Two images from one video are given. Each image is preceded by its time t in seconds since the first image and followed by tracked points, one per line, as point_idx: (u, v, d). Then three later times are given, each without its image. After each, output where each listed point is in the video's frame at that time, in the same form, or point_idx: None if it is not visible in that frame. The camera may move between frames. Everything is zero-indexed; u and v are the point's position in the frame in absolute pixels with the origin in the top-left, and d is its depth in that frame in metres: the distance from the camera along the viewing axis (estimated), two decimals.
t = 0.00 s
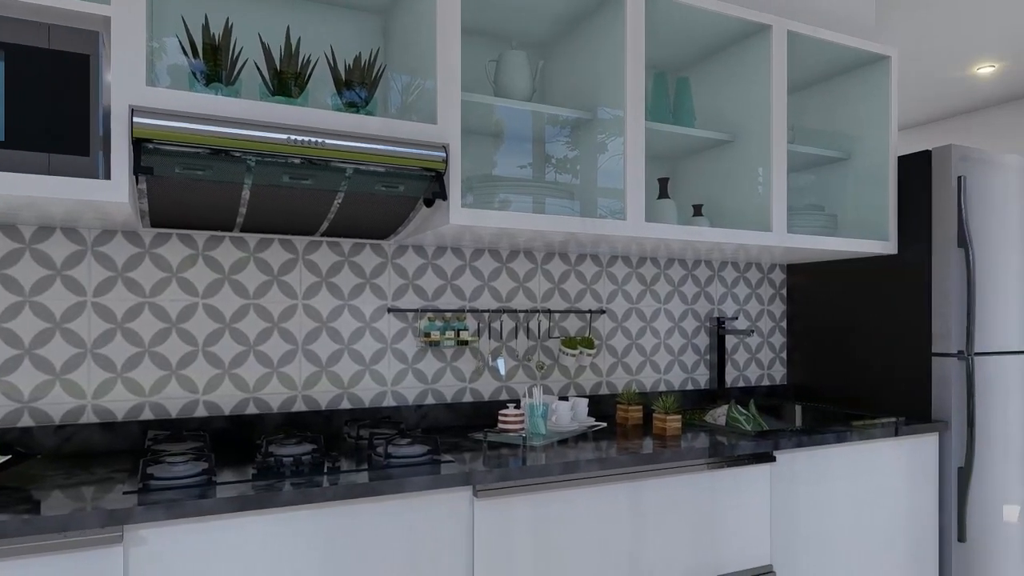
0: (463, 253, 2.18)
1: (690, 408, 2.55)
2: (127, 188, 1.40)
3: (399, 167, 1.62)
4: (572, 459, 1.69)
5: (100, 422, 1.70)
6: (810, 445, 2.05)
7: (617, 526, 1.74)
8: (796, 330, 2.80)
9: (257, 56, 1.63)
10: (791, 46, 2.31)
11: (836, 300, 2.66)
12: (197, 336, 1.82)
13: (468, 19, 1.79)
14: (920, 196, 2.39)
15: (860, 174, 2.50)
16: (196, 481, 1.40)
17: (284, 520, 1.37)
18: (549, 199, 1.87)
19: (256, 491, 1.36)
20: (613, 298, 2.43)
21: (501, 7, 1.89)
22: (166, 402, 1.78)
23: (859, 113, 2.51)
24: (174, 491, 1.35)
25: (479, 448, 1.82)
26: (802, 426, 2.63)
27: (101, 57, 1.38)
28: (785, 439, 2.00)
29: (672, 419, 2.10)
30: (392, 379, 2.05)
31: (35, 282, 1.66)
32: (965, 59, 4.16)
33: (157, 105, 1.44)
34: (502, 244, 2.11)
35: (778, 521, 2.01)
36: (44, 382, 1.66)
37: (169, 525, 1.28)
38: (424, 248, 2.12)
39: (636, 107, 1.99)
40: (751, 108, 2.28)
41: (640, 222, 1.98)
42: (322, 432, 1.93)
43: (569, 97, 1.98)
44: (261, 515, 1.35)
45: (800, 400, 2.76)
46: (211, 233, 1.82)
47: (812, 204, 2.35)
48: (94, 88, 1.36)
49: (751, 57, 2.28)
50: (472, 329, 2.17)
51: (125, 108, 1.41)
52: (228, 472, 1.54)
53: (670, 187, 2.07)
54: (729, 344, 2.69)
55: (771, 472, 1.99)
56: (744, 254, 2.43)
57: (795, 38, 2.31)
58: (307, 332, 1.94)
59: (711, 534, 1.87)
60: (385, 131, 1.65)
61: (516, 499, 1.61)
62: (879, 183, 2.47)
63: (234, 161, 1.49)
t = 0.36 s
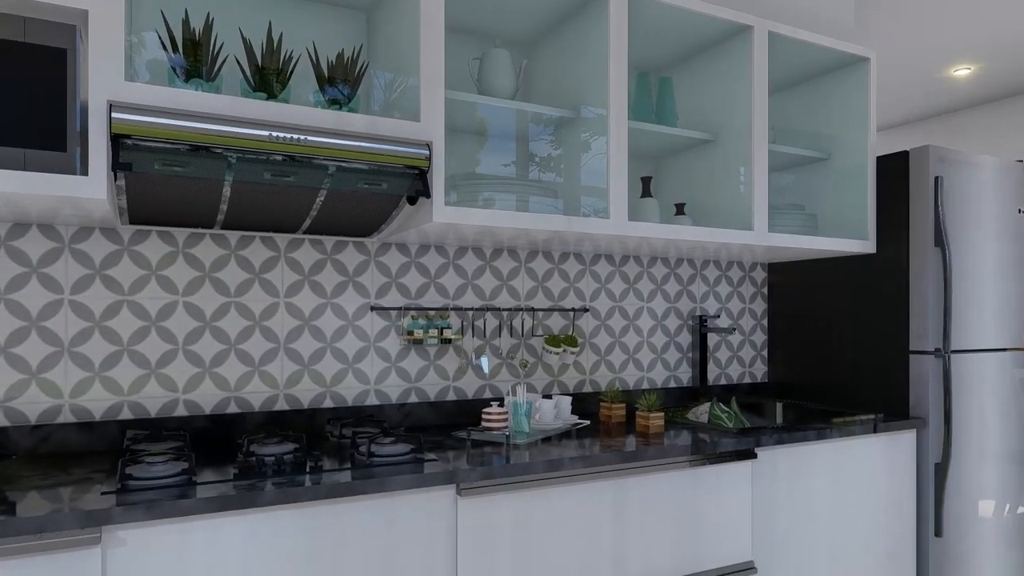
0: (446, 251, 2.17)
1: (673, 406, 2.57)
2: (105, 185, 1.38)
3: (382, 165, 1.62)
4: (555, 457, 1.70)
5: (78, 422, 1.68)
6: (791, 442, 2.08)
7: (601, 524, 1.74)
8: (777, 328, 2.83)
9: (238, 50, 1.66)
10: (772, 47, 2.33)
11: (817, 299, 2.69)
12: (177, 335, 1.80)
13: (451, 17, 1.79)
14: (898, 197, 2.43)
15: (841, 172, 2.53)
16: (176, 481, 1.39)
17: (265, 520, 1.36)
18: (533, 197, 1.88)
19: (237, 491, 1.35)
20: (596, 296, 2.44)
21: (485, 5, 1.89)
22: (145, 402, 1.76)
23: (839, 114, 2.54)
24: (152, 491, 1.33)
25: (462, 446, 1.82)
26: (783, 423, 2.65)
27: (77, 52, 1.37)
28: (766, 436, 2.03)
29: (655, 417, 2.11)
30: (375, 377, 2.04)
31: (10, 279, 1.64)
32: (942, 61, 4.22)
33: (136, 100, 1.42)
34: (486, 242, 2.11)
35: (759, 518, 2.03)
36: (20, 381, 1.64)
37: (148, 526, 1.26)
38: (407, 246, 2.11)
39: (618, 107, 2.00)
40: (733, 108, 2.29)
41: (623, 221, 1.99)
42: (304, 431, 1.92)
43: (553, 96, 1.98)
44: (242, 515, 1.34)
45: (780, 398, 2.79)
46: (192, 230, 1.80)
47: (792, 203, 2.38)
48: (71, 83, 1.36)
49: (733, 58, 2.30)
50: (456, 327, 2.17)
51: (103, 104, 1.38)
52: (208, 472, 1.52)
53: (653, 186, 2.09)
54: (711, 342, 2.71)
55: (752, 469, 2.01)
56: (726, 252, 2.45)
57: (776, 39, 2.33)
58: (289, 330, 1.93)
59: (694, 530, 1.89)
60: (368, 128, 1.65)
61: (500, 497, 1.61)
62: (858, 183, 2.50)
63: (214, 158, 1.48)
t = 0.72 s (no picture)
0: (430, 249, 2.17)
1: (656, 403, 2.58)
2: (82, 181, 1.36)
3: (366, 162, 1.61)
4: (539, 455, 1.70)
5: (55, 421, 1.65)
6: (772, 439, 2.10)
7: (585, 521, 1.75)
8: (758, 326, 2.86)
9: (220, 45, 1.62)
10: (754, 47, 2.35)
11: (797, 297, 2.72)
12: (156, 333, 1.78)
13: (435, 14, 1.78)
14: (877, 196, 2.46)
15: (823, 171, 2.56)
16: (155, 481, 1.37)
17: (246, 520, 1.35)
18: (517, 195, 1.88)
19: (218, 491, 1.34)
20: (580, 294, 2.45)
21: (468, 2, 1.88)
22: (124, 401, 1.73)
23: (819, 114, 2.57)
24: (132, 492, 1.31)
25: (446, 444, 1.82)
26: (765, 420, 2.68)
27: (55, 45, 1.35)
28: (747, 433, 2.05)
29: (638, 415, 2.12)
30: (358, 375, 2.03)
31: None
32: (920, 63, 4.29)
33: (114, 95, 1.40)
34: (469, 240, 2.11)
35: (741, 514, 2.05)
36: None
37: (127, 526, 1.25)
38: (391, 243, 2.10)
39: (602, 105, 2.00)
40: (715, 108, 2.31)
41: (607, 220, 2.00)
42: (286, 430, 1.90)
43: (537, 94, 1.98)
44: (223, 515, 1.33)
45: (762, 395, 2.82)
46: (172, 227, 1.78)
47: (774, 202, 2.40)
48: (48, 76, 1.34)
49: (715, 58, 2.31)
50: (440, 325, 2.17)
51: (80, 99, 1.36)
52: (188, 472, 1.50)
53: (636, 185, 2.10)
54: (693, 340, 2.73)
55: (735, 466, 2.03)
56: (708, 251, 2.47)
57: (757, 40, 2.36)
58: (271, 328, 1.92)
59: (677, 527, 1.90)
60: (351, 125, 1.64)
61: (483, 495, 1.61)
62: (838, 182, 2.53)
63: (195, 154, 1.47)
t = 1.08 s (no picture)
0: (414, 247, 2.16)
1: (639, 400, 2.60)
2: (60, 177, 1.34)
3: (349, 159, 1.60)
4: (523, 453, 1.71)
5: (31, 421, 1.63)
6: (754, 435, 2.12)
7: (568, 519, 1.75)
8: (740, 324, 2.89)
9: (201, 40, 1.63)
10: (736, 47, 2.37)
11: (778, 295, 2.74)
12: (136, 331, 1.76)
13: (419, 12, 1.78)
14: (857, 196, 2.50)
15: (802, 173, 2.58)
16: (135, 481, 1.35)
17: (228, 520, 1.34)
18: (500, 193, 1.88)
19: (199, 491, 1.32)
20: (564, 292, 2.46)
21: None
22: (102, 400, 1.71)
23: (800, 114, 2.60)
24: (111, 492, 1.29)
25: (430, 443, 1.82)
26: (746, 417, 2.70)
27: (32, 38, 1.31)
28: (730, 430, 2.06)
29: (621, 412, 2.13)
30: (341, 373, 2.02)
31: None
32: (898, 64, 4.35)
33: (93, 89, 1.38)
34: (454, 238, 2.11)
35: (723, 511, 2.07)
36: None
37: (106, 527, 1.23)
38: (374, 241, 2.10)
39: (586, 103, 2.01)
40: (698, 107, 2.33)
41: (591, 218, 2.00)
42: (268, 428, 1.89)
43: (520, 93, 1.98)
44: (204, 515, 1.31)
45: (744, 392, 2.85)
46: (151, 224, 1.76)
47: (755, 201, 2.42)
48: (26, 71, 1.30)
49: (698, 57, 2.33)
50: (424, 323, 2.16)
51: (58, 94, 1.34)
52: (168, 472, 1.48)
53: (619, 184, 2.11)
54: (676, 338, 2.75)
55: (717, 463, 2.05)
56: (691, 249, 2.49)
57: (739, 40, 2.38)
58: (253, 326, 1.90)
59: (660, 524, 1.91)
60: (334, 122, 1.63)
61: (467, 493, 1.61)
62: (819, 182, 2.56)
63: (175, 150, 1.45)
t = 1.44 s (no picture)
0: (397, 245, 2.16)
1: (622, 398, 2.61)
2: (37, 173, 1.32)
3: (332, 157, 1.59)
4: (507, 451, 1.71)
5: (6, 421, 1.60)
6: (736, 432, 2.14)
7: (553, 517, 1.76)
8: (722, 322, 2.91)
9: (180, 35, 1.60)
10: (718, 48, 2.39)
11: (760, 293, 2.77)
12: (115, 330, 1.74)
13: (402, 8, 1.77)
14: (837, 195, 2.53)
15: (784, 172, 2.60)
16: (114, 481, 1.34)
17: (209, 521, 1.33)
18: (484, 191, 1.87)
19: (180, 491, 1.31)
20: (548, 290, 2.46)
21: None
22: (80, 400, 1.69)
23: (781, 114, 2.63)
24: (89, 492, 1.28)
25: (414, 441, 1.81)
26: (727, 414, 2.73)
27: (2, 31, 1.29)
28: (712, 427, 2.08)
29: (605, 410, 2.14)
30: (324, 372, 2.01)
31: None
32: (877, 65, 4.41)
33: (70, 84, 1.36)
34: (437, 236, 2.10)
35: (706, 507, 2.08)
36: None
37: (84, 528, 1.21)
38: (357, 239, 2.09)
39: (569, 102, 2.02)
40: (680, 107, 2.34)
41: (574, 216, 2.01)
42: (250, 427, 1.87)
43: (504, 90, 1.98)
44: (184, 515, 1.30)
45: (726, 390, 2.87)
46: (131, 221, 1.74)
47: (737, 200, 2.44)
48: None
49: (681, 57, 2.34)
50: (407, 321, 2.16)
51: (34, 88, 1.32)
52: (148, 472, 1.47)
53: (603, 182, 2.11)
54: (659, 336, 2.76)
55: (699, 460, 2.06)
56: (674, 247, 2.51)
57: (721, 40, 2.40)
58: (234, 324, 1.88)
59: (643, 521, 1.92)
60: (317, 119, 1.62)
61: (451, 492, 1.60)
62: (799, 181, 2.59)
63: (155, 146, 1.43)
